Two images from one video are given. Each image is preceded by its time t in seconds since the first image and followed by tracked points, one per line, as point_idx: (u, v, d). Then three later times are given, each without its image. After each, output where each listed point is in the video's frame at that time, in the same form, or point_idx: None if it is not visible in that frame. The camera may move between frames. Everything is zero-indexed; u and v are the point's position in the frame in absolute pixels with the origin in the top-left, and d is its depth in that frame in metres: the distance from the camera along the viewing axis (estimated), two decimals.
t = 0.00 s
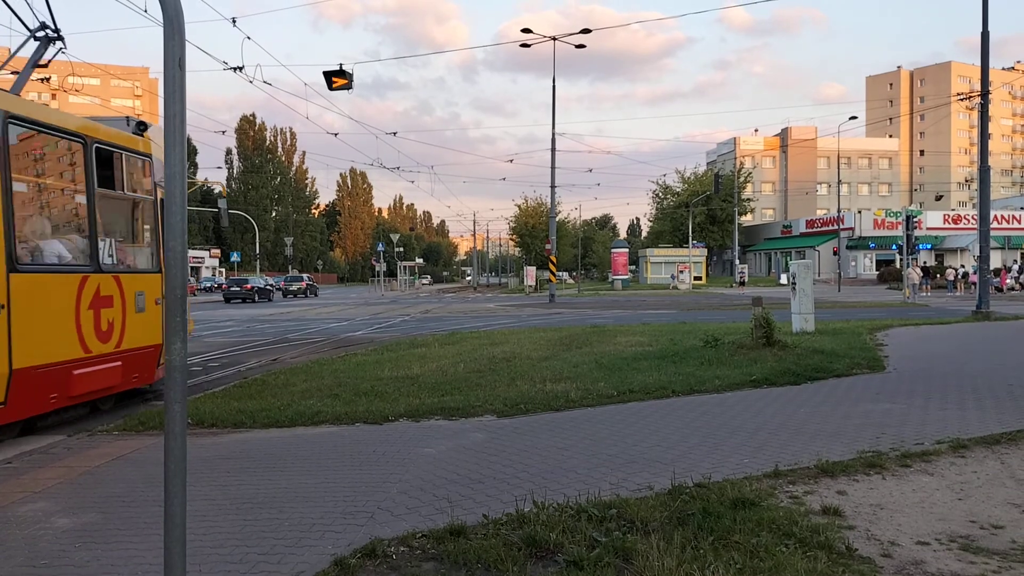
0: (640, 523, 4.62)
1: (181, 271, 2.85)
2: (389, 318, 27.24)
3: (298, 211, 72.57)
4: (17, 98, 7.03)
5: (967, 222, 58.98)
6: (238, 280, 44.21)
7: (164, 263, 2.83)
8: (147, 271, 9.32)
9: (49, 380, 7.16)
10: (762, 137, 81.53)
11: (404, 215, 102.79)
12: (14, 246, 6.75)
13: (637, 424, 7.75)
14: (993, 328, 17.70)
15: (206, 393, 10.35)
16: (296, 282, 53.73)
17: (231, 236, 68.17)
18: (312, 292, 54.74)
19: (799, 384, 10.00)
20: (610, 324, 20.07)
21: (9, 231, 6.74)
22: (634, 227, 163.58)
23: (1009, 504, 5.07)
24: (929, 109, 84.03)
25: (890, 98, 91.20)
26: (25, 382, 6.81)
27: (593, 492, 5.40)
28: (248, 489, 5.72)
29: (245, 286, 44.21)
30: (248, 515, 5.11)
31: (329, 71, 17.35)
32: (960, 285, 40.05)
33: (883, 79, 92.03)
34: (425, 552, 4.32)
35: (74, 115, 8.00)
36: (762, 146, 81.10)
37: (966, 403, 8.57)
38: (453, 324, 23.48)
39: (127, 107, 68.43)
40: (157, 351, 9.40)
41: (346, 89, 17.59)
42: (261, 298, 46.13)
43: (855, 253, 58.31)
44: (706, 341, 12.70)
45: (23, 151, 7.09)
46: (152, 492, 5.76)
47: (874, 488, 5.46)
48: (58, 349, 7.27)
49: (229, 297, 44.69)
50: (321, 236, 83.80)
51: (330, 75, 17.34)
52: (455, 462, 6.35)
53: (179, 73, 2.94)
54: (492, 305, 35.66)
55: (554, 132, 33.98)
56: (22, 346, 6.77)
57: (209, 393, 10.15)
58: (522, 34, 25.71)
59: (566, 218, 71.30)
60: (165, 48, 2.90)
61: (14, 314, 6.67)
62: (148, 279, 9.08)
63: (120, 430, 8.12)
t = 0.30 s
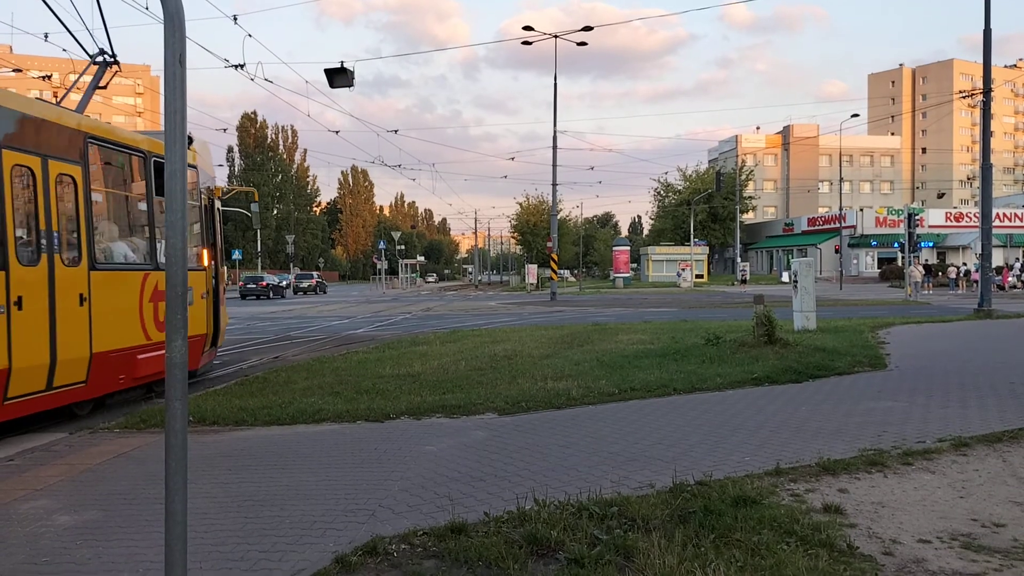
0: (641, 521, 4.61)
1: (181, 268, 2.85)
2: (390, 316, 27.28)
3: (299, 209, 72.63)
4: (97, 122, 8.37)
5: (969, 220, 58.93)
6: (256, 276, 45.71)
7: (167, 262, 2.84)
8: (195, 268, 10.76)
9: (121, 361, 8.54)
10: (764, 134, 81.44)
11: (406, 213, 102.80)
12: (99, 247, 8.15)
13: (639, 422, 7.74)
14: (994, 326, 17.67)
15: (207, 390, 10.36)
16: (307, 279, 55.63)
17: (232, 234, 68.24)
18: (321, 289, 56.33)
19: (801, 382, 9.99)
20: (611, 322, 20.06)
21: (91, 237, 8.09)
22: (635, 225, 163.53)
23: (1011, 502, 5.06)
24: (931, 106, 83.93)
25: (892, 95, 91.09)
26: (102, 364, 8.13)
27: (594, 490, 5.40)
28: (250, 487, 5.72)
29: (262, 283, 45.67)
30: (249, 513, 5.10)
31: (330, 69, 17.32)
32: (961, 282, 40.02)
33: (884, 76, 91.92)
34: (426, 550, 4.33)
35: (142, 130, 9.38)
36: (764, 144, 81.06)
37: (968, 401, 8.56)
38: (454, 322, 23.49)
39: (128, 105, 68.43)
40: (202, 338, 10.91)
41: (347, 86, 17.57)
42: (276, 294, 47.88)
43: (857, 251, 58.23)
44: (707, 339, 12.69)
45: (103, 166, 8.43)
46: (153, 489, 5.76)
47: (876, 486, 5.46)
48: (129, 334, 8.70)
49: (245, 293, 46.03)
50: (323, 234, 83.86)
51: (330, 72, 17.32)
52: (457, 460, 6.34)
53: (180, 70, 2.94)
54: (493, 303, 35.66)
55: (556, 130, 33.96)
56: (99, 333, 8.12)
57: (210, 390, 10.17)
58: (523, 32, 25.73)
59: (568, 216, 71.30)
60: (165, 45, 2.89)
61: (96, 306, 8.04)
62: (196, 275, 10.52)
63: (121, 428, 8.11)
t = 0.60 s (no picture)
0: (643, 519, 4.61)
1: (183, 266, 2.86)
2: (393, 314, 27.30)
3: (302, 207, 72.67)
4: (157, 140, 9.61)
5: (972, 218, 58.81)
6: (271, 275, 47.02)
7: (169, 261, 2.85)
8: (233, 266, 11.93)
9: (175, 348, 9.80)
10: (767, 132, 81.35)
11: (408, 212, 102.82)
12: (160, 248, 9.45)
13: (642, 420, 7.74)
14: (997, 325, 17.62)
15: (210, 389, 10.36)
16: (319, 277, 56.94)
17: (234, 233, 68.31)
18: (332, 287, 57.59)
19: (804, 380, 9.99)
20: (614, 321, 20.05)
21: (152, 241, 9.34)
22: (637, 223, 163.62)
23: (1015, 500, 5.05)
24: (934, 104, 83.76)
25: (895, 93, 90.97)
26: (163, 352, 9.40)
27: (597, 488, 5.39)
28: (253, 485, 5.73)
29: (275, 282, 46.78)
30: (252, 511, 5.10)
31: (333, 67, 17.33)
32: (965, 281, 39.93)
33: (888, 75, 91.77)
34: (429, 548, 4.33)
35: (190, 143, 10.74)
36: (767, 142, 80.96)
37: (972, 400, 8.54)
38: (457, 320, 23.49)
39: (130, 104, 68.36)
40: (241, 331, 12.11)
41: (349, 85, 17.57)
42: (289, 292, 48.98)
43: (860, 249, 58.14)
44: (710, 338, 12.68)
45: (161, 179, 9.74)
46: (156, 487, 5.77)
47: (879, 485, 5.45)
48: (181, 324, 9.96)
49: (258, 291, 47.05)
50: (325, 233, 83.93)
51: (333, 71, 17.32)
52: (459, 458, 6.35)
53: (181, 68, 2.93)
54: (496, 302, 35.65)
55: (559, 129, 33.95)
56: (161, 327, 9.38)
57: (213, 389, 10.16)
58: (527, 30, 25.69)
59: (570, 215, 71.32)
60: (166, 44, 2.89)
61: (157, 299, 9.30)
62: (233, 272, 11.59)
63: (125, 426, 8.13)
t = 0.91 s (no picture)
0: (645, 520, 4.61)
1: (186, 266, 2.86)
2: (395, 315, 27.31)
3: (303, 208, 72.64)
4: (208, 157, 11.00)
5: (974, 217, 58.73)
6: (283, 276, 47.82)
7: (170, 261, 2.84)
8: (271, 267, 13.31)
9: (223, 340, 11.18)
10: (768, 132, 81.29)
11: (409, 213, 102.79)
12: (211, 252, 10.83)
13: (644, 421, 7.72)
14: (1000, 324, 17.57)
15: (212, 390, 10.34)
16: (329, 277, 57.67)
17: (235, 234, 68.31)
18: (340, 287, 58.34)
19: (805, 380, 9.97)
20: (615, 322, 20.03)
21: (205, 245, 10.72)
22: (639, 224, 163.59)
23: (1016, 500, 5.04)
24: (936, 104, 83.70)
25: (896, 93, 90.90)
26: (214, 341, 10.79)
27: (599, 489, 5.38)
28: (254, 486, 5.73)
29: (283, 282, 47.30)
30: (253, 513, 5.11)
31: (334, 68, 17.34)
32: (967, 280, 39.84)
33: (889, 74, 91.67)
34: (431, 549, 4.32)
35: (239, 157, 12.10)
36: (768, 142, 80.86)
37: (973, 399, 8.52)
38: (458, 321, 23.49)
39: (131, 105, 68.32)
40: (278, 325, 13.47)
41: (351, 86, 17.59)
42: (297, 292, 49.48)
43: (861, 249, 58.05)
44: (712, 338, 12.68)
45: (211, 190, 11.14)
46: (158, 489, 5.77)
47: (881, 485, 5.44)
48: (227, 319, 11.32)
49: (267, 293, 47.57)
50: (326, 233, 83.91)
51: (334, 72, 17.34)
52: (461, 459, 6.33)
53: (182, 70, 2.93)
54: (497, 302, 35.66)
55: (560, 129, 33.92)
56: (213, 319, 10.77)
57: (214, 390, 10.15)
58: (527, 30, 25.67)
59: (571, 215, 71.29)
60: (168, 45, 2.89)
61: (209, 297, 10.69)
62: (274, 273, 13.08)
63: (126, 428, 8.13)
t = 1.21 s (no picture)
0: (644, 522, 4.60)
1: (182, 268, 2.87)
2: (394, 317, 27.29)
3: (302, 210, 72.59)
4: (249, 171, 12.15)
5: (973, 219, 58.79)
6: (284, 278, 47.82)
7: (168, 264, 2.85)
8: (302, 269, 14.24)
9: (261, 336, 12.22)
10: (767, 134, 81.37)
11: (408, 215, 102.73)
12: (250, 255, 11.88)
13: (643, 423, 7.72)
14: (999, 326, 17.59)
15: (211, 392, 10.33)
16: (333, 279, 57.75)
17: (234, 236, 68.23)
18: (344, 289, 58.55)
19: (804, 382, 9.97)
20: (615, 323, 20.00)
21: (246, 249, 11.83)
22: (638, 226, 163.62)
23: (1016, 502, 5.04)
24: (934, 106, 83.80)
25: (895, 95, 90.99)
26: (253, 336, 11.88)
27: (597, 491, 5.38)
28: (252, 489, 5.72)
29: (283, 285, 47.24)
30: (251, 515, 5.10)
31: (333, 71, 17.36)
32: (966, 282, 39.85)
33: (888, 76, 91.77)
34: (429, 552, 4.32)
35: (273, 167, 13.12)
36: (767, 144, 80.87)
37: (972, 401, 8.53)
38: (457, 323, 23.47)
39: (130, 108, 68.21)
40: (308, 323, 14.42)
41: (349, 87, 17.60)
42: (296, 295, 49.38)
43: (860, 251, 58.06)
44: (711, 340, 12.70)
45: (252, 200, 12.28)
46: (156, 492, 5.76)
47: (880, 487, 5.44)
48: (264, 317, 12.33)
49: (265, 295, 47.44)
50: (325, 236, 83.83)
51: (334, 74, 17.36)
52: (460, 462, 6.33)
53: (180, 74, 2.94)
54: (496, 304, 35.70)
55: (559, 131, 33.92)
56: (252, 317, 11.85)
57: (213, 393, 10.12)
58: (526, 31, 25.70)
59: (570, 217, 71.30)
60: (165, 48, 2.90)
61: (249, 296, 11.73)
62: (303, 275, 13.95)
63: (124, 430, 8.13)
